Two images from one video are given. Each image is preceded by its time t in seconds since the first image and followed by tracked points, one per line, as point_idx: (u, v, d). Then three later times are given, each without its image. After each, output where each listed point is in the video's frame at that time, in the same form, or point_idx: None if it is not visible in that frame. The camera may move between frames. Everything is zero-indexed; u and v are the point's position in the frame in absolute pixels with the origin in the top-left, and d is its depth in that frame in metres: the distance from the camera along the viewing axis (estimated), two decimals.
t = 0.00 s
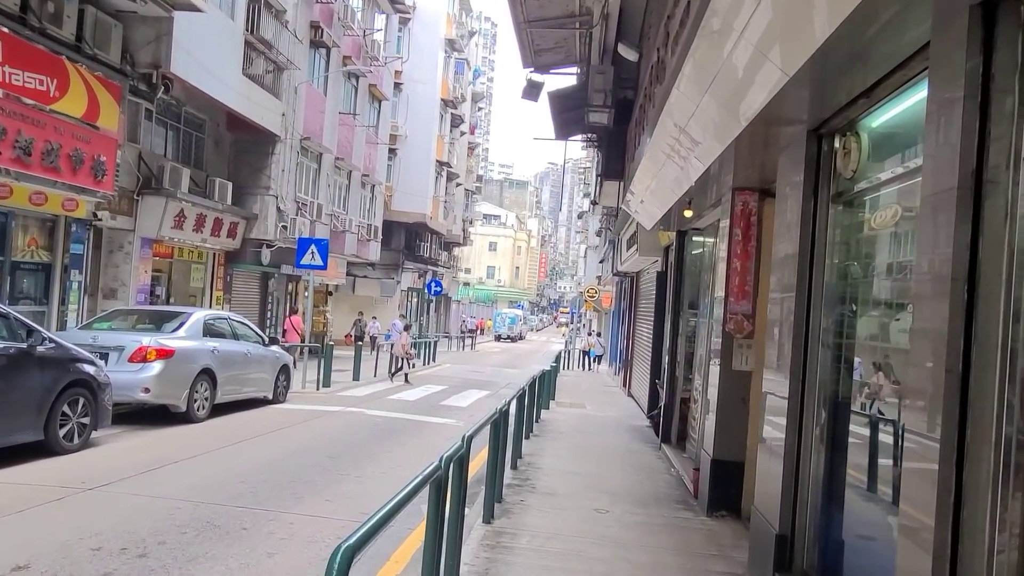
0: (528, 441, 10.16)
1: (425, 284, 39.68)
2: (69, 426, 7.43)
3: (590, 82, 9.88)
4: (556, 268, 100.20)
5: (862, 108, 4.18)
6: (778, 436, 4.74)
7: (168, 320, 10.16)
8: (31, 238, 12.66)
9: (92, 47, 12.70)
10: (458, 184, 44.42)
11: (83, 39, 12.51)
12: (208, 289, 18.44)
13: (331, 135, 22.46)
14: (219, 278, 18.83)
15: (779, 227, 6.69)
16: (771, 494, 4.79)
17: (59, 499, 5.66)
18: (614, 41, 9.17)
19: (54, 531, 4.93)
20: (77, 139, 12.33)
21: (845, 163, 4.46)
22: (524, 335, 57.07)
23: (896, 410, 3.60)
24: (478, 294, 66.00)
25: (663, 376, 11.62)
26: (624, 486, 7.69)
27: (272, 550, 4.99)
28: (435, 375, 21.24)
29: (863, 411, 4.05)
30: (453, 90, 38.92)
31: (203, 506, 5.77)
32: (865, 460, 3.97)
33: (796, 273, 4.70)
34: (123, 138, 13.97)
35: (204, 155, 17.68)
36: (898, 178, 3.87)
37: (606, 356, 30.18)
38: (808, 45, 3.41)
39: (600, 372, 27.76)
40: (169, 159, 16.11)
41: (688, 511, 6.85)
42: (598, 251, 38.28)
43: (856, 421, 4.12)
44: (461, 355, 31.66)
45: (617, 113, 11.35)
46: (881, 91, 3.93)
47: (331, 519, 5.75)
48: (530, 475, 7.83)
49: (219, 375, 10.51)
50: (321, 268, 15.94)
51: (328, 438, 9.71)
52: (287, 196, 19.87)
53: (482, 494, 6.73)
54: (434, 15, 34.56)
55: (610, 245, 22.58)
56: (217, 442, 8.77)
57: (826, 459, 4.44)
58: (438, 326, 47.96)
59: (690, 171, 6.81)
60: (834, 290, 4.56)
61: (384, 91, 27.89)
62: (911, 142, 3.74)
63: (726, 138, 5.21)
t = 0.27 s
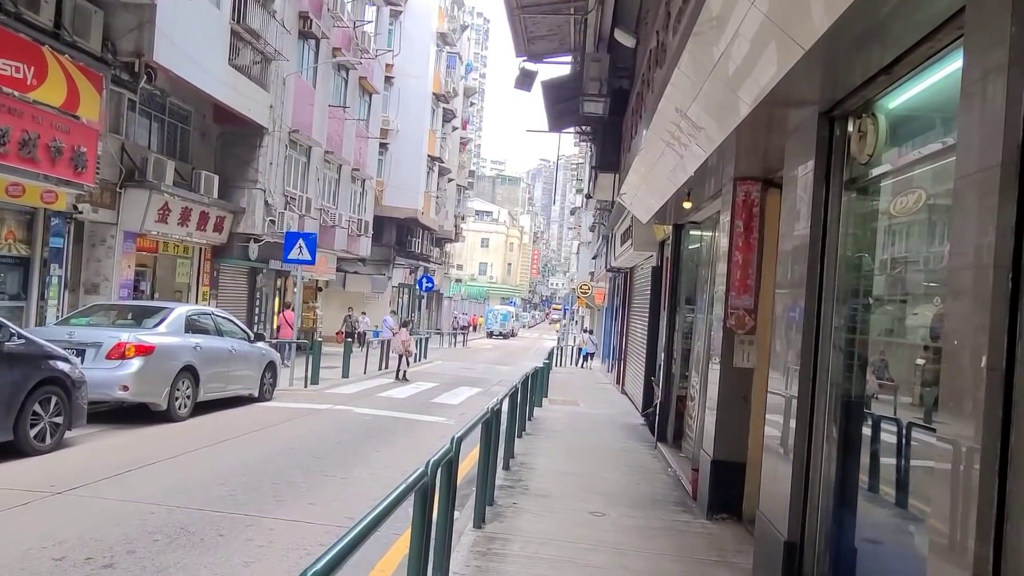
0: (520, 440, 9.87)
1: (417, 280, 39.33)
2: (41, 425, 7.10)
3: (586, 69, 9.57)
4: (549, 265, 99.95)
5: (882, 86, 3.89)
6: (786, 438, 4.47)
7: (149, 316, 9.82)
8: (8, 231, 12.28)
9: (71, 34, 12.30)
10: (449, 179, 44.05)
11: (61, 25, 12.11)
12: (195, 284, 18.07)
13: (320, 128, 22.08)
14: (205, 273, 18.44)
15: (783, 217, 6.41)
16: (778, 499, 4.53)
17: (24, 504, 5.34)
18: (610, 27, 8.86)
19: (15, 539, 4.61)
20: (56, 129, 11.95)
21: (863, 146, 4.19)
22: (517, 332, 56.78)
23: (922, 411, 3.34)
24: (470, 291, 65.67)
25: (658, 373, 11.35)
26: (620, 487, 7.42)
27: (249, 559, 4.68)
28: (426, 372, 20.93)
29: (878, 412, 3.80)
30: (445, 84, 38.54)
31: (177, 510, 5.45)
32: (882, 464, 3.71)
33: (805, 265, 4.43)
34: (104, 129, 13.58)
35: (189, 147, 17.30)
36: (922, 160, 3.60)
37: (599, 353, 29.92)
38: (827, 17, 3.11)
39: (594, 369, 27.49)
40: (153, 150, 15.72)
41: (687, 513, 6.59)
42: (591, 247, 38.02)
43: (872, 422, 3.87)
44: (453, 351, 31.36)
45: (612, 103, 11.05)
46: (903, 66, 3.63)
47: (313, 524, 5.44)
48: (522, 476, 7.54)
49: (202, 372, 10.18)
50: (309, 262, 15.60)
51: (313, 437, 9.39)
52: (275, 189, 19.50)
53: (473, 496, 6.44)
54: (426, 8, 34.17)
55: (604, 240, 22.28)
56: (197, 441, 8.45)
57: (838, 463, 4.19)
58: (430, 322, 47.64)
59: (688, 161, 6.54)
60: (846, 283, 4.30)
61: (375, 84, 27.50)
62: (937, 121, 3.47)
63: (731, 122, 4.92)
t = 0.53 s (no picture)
0: (516, 441, 9.59)
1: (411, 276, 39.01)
2: (15, 428, 6.78)
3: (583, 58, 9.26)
4: (544, 261, 99.70)
5: (912, 63, 3.57)
6: (803, 444, 4.20)
7: (133, 314, 9.49)
8: None
9: (52, 23, 11.91)
10: (443, 174, 43.70)
11: (42, 14, 11.71)
12: (184, 280, 17.72)
13: (312, 122, 21.71)
14: (194, 270, 18.09)
15: (793, 209, 6.12)
16: (793, 508, 4.26)
17: None
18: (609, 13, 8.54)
19: None
20: (37, 121, 11.58)
21: (885, 130, 3.89)
22: (512, 328, 56.52)
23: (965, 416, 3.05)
24: (465, 287, 65.36)
25: (658, 371, 11.07)
26: (621, 490, 7.14)
27: (229, 574, 4.38)
28: (420, 370, 20.64)
29: (907, 417, 3.53)
30: (439, 78, 38.17)
31: (154, 521, 5.14)
32: (912, 473, 3.44)
33: (823, 260, 4.15)
34: (88, 122, 13.21)
35: (177, 141, 16.94)
36: (957, 144, 3.30)
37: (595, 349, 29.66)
38: None
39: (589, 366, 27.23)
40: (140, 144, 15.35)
41: (691, 519, 6.32)
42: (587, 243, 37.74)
43: (899, 427, 3.60)
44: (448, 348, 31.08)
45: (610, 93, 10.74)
46: (935, 42, 3.34)
47: (299, 535, 5.13)
48: (519, 480, 7.25)
49: (188, 372, 9.86)
50: (300, 258, 15.27)
51: (302, 439, 9.08)
52: (265, 184, 19.15)
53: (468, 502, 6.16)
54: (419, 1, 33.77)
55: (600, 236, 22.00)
56: (181, 444, 8.12)
57: (860, 472, 3.91)
58: (425, 319, 47.34)
59: (692, 152, 6.25)
60: (868, 278, 4.01)
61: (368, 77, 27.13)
62: (974, 100, 3.17)
63: (742, 107, 4.61)
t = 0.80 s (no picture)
0: (512, 441, 9.29)
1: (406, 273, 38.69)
2: None
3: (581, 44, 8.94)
4: (541, 258, 99.41)
5: (942, 34, 3.26)
6: (818, 449, 3.90)
7: (116, 309, 9.17)
8: None
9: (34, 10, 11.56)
10: (440, 170, 43.35)
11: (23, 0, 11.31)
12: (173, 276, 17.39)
13: (304, 115, 21.36)
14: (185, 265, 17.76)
15: (801, 199, 5.81)
16: (807, 517, 3.97)
17: None
18: None
19: None
20: (19, 111, 11.23)
21: (910, 108, 3.58)
22: (508, 325, 56.22)
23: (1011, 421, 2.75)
24: (461, 284, 65.02)
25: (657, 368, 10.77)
26: (620, 493, 6.84)
27: None
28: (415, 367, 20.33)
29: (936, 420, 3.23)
30: (435, 72, 37.81)
31: (125, 528, 4.84)
32: (943, 483, 3.15)
33: (841, 251, 3.85)
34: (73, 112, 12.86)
35: (167, 133, 16.59)
36: (992, 122, 3.00)
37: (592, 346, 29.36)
38: None
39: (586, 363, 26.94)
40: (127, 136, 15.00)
41: (694, 524, 6.03)
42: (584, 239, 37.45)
43: (926, 432, 3.30)
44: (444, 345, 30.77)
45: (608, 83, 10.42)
46: (968, 10, 3.04)
47: (279, 543, 4.83)
48: (514, 482, 6.95)
49: (173, 370, 9.54)
50: (291, 253, 14.95)
51: (289, 439, 8.77)
52: (257, 178, 18.81)
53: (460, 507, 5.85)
54: None
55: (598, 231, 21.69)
56: (162, 444, 7.81)
57: (881, 479, 3.62)
58: (421, 316, 47.01)
59: (696, 139, 5.94)
60: (890, 270, 3.71)
61: (362, 71, 26.77)
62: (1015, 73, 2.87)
63: (751, 88, 4.31)
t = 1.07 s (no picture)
0: (504, 445, 8.98)
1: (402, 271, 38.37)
2: None
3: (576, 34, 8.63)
4: (538, 257, 99.10)
5: (965, 11, 2.97)
6: (829, 462, 3.61)
7: (94, 309, 8.85)
8: None
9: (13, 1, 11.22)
10: (436, 168, 43.00)
11: None
12: (161, 274, 17.06)
13: (296, 111, 21.01)
14: (173, 264, 17.43)
15: (806, 194, 5.52)
16: (818, 535, 3.68)
17: None
18: None
19: None
20: None
21: (932, 92, 3.29)
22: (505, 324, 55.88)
23: None
24: (458, 282, 64.70)
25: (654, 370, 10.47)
26: (616, 502, 6.55)
27: None
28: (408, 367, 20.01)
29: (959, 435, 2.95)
30: (431, 69, 37.45)
31: (87, 544, 4.54)
32: (967, 503, 2.87)
33: (854, 248, 3.56)
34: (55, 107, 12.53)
35: (154, 129, 16.27)
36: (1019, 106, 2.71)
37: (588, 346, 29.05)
38: None
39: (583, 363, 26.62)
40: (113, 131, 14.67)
41: (693, 536, 5.73)
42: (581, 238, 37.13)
43: (948, 447, 3.01)
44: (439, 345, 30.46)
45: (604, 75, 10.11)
46: None
47: (251, 560, 4.52)
48: (505, 490, 6.65)
49: (154, 371, 9.22)
50: (280, 251, 14.63)
51: (273, 443, 8.46)
52: (247, 175, 18.48)
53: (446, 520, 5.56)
54: None
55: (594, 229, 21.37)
56: (139, 450, 7.49)
57: (897, 496, 3.34)
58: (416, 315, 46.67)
59: (696, 131, 5.65)
60: (906, 269, 3.43)
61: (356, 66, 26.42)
62: None
63: (755, 75, 4.02)
